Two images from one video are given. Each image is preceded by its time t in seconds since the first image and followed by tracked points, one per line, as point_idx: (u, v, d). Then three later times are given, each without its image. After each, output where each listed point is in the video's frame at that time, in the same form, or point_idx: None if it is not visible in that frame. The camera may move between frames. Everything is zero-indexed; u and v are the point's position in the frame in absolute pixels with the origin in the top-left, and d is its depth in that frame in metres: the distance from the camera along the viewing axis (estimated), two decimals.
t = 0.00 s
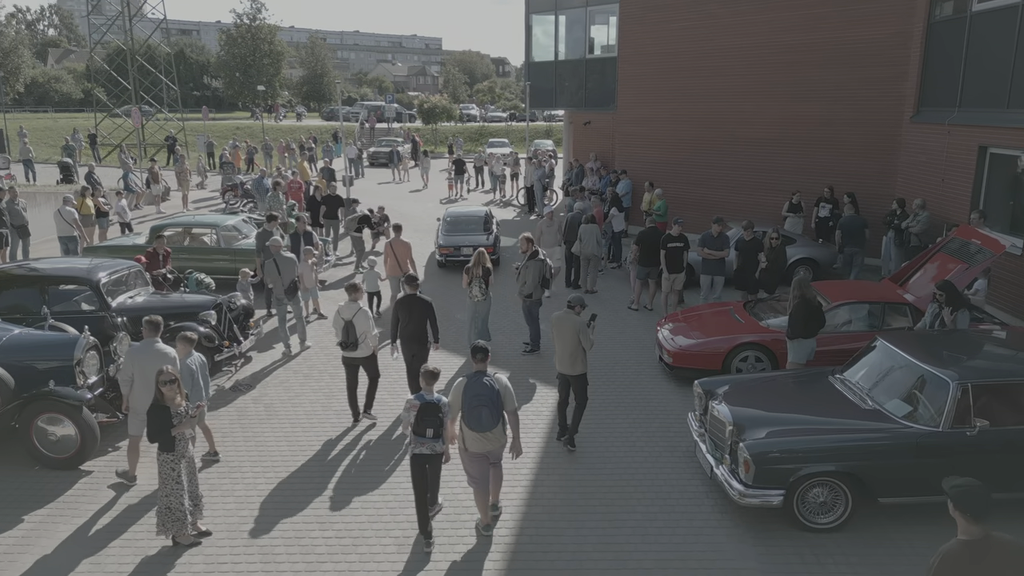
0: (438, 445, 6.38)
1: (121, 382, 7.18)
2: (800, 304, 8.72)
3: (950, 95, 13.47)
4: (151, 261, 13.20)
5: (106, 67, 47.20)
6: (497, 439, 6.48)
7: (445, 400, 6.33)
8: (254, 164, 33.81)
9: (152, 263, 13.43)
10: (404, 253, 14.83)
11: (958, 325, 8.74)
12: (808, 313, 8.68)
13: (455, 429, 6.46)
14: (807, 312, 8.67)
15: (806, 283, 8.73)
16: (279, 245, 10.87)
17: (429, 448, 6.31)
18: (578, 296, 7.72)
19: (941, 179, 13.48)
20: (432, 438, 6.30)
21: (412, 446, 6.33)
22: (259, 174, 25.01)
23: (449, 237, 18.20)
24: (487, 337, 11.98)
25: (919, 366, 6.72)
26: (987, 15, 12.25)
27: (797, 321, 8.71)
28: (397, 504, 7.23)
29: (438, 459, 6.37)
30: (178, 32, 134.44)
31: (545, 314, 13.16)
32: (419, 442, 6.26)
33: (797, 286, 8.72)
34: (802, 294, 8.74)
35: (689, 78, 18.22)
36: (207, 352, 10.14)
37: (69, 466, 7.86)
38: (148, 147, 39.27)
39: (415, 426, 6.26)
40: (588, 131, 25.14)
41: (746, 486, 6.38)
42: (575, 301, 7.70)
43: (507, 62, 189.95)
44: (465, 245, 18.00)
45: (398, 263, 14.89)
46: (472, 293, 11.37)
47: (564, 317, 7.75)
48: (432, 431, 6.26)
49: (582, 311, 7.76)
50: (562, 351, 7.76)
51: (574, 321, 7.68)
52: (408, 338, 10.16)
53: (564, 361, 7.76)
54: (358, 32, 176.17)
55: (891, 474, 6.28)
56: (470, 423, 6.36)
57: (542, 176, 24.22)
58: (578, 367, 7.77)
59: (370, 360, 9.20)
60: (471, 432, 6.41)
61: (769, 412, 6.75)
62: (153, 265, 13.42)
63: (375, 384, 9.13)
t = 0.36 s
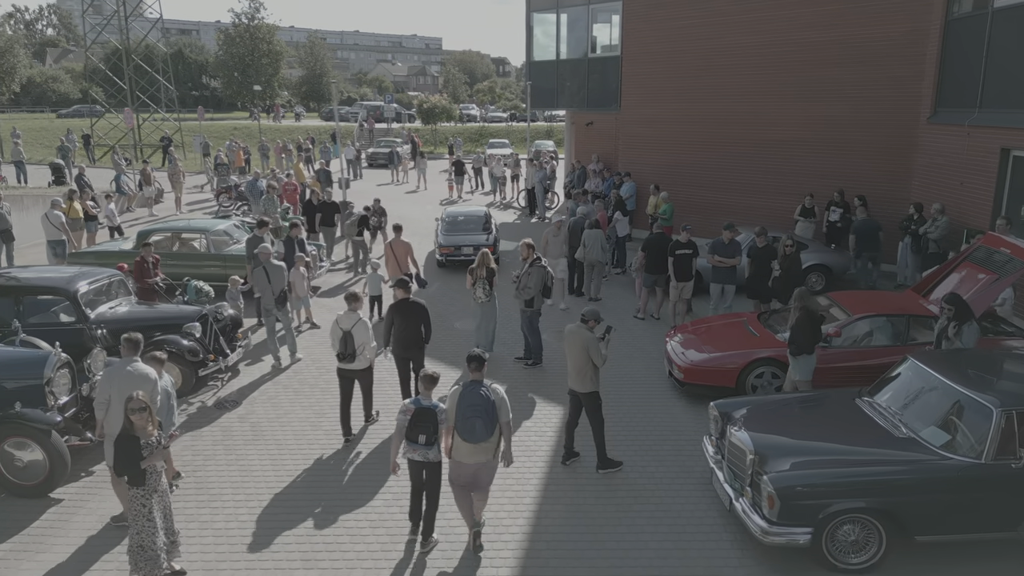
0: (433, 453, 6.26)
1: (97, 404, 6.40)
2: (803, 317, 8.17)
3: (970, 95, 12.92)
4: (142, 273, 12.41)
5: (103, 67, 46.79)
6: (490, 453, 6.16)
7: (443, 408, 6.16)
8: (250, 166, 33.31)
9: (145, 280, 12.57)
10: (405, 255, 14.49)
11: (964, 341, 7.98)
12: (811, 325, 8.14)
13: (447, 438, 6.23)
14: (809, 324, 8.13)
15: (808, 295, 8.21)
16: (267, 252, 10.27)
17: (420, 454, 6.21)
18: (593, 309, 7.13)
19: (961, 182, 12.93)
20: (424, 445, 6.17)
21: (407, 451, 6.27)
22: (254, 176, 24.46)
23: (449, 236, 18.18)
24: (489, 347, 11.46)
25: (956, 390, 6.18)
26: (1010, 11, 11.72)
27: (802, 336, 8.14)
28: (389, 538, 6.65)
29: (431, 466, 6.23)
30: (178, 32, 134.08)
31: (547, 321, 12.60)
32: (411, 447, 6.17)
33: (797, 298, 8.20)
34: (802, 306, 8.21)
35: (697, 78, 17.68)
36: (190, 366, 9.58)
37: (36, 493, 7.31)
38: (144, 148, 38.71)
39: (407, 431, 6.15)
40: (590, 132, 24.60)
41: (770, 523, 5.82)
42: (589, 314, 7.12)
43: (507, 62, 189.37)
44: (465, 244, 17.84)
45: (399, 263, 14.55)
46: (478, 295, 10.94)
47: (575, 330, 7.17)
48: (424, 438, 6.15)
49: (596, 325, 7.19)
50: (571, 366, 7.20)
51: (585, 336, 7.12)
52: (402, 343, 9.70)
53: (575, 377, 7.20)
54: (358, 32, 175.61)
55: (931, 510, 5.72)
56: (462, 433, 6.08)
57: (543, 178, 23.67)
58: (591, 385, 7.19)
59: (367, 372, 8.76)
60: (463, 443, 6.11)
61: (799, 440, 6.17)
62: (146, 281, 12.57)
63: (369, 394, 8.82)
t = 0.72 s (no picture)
0: (422, 467, 6.12)
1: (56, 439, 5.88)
2: (802, 327, 7.68)
3: (992, 94, 12.36)
4: (128, 282, 11.84)
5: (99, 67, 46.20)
6: (484, 464, 6.01)
7: (428, 420, 6.05)
8: (247, 166, 32.72)
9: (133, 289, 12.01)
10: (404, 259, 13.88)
11: (982, 362, 7.27)
12: (811, 336, 7.66)
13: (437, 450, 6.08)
14: (809, 336, 7.65)
15: (808, 305, 7.76)
16: (254, 260, 9.70)
17: (409, 470, 6.08)
18: (621, 331, 6.67)
19: (984, 186, 12.37)
20: (412, 460, 6.04)
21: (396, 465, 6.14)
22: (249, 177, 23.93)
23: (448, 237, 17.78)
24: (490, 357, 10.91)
25: (999, 418, 5.63)
26: None
27: (802, 347, 7.65)
28: None
29: (420, 482, 6.11)
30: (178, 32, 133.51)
31: (551, 331, 12.03)
32: (398, 463, 6.02)
33: (800, 308, 7.75)
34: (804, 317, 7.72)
35: (704, 77, 17.11)
36: (172, 383, 9.02)
37: None
38: (139, 148, 38.16)
39: (393, 446, 6.04)
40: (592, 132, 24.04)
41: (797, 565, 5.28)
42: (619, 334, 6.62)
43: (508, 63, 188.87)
44: (465, 244, 17.67)
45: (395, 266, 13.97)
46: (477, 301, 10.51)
47: (606, 353, 6.65)
48: (410, 452, 6.02)
49: (625, 346, 6.67)
50: (596, 391, 6.68)
51: (613, 358, 6.60)
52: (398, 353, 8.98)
53: (598, 402, 6.67)
54: (358, 32, 175.10)
55: (979, 555, 5.15)
56: (457, 444, 5.92)
57: (544, 180, 23.10)
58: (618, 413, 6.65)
59: (366, 378, 8.77)
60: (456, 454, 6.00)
61: (835, 475, 5.61)
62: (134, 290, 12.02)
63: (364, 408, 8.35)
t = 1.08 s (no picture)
0: (410, 480, 5.84)
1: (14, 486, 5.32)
2: (801, 343, 7.15)
3: (1016, 93, 11.81)
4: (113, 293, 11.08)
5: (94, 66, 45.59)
6: (468, 469, 5.93)
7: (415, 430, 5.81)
8: (242, 168, 32.15)
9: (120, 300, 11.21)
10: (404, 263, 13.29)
11: (1003, 385, 6.70)
12: (810, 354, 7.11)
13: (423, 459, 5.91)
14: (806, 353, 7.10)
15: (808, 321, 7.24)
16: (239, 270, 9.18)
17: (398, 483, 5.78)
18: (650, 354, 6.06)
19: (1006, 189, 11.82)
20: (400, 472, 5.76)
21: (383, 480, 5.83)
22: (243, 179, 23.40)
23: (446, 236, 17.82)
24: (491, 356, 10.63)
25: None
26: None
27: (800, 366, 7.11)
28: None
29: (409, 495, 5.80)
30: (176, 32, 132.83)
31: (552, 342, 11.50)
32: (385, 475, 5.74)
33: (799, 324, 7.24)
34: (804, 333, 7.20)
35: (712, 76, 16.57)
36: (150, 402, 8.47)
37: None
38: (134, 149, 37.61)
39: (380, 457, 5.75)
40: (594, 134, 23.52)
41: None
42: (648, 359, 6.03)
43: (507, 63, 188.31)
44: (462, 243, 17.62)
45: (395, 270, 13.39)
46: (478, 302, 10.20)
47: (633, 379, 6.09)
48: (399, 464, 5.74)
49: (653, 372, 6.10)
50: (619, 418, 6.19)
51: (639, 385, 6.08)
52: (396, 361, 8.66)
53: (620, 432, 6.17)
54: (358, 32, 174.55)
55: None
56: (438, 451, 5.81)
57: (545, 182, 22.59)
58: (639, 443, 6.13)
59: (362, 391, 7.98)
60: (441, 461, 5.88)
61: (879, 520, 5.00)
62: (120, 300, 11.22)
63: (358, 419, 7.99)
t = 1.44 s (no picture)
0: (397, 495, 5.43)
1: None
2: (793, 367, 6.56)
3: None
4: (107, 302, 10.41)
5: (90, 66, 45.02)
6: (464, 487, 5.54)
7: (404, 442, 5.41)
8: (238, 169, 31.57)
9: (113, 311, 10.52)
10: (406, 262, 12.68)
11: None
12: (802, 378, 6.52)
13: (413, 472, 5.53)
14: (797, 378, 6.51)
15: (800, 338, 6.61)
16: (220, 282, 8.57)
17: (383, 497, 5.39)
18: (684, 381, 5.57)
19: None
20: (385, 486, 5.36)
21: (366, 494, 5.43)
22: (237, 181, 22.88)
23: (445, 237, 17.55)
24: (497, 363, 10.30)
25: None
26: None
27: (791, 392, 6.56)
28: None
29: (395, 509, 5.41)
30: (176, 32, 132.21)
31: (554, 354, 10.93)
32: (369, 489, 5.34)
33: (786, 344, 6.61)
34: (794, 353, 6.58)
35: (719, 75, 15.98)
36: (123, 425, 7.89)
37: None
38: (130, 150, 37.07)
39: (364, 470, 5.34)
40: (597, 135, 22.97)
41: None
42: (680, 388, 5.54)
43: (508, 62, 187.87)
44: (461, 243, 17.39)
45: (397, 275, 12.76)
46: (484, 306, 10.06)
47: (662, 410, 5.58)
48: (384, 478, 5.34)
49: (686, 404, 5.60)
50: (644, 449, 5.67)
51: (668, 416, 5.55)
52: (384, 373, 7.90)
53: (644, 466, 5.66)
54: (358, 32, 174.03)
55: None
56: (432, 466, 5.41)
57: (546, 185, 22.04)
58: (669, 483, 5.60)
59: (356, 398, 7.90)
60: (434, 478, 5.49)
61: None
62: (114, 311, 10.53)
63: (357, 424, 7.96)
